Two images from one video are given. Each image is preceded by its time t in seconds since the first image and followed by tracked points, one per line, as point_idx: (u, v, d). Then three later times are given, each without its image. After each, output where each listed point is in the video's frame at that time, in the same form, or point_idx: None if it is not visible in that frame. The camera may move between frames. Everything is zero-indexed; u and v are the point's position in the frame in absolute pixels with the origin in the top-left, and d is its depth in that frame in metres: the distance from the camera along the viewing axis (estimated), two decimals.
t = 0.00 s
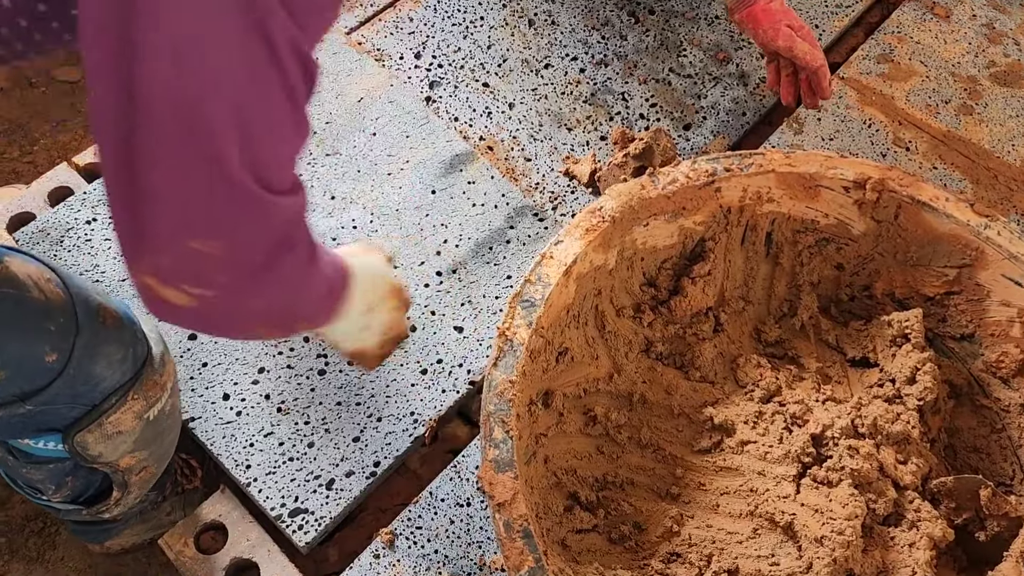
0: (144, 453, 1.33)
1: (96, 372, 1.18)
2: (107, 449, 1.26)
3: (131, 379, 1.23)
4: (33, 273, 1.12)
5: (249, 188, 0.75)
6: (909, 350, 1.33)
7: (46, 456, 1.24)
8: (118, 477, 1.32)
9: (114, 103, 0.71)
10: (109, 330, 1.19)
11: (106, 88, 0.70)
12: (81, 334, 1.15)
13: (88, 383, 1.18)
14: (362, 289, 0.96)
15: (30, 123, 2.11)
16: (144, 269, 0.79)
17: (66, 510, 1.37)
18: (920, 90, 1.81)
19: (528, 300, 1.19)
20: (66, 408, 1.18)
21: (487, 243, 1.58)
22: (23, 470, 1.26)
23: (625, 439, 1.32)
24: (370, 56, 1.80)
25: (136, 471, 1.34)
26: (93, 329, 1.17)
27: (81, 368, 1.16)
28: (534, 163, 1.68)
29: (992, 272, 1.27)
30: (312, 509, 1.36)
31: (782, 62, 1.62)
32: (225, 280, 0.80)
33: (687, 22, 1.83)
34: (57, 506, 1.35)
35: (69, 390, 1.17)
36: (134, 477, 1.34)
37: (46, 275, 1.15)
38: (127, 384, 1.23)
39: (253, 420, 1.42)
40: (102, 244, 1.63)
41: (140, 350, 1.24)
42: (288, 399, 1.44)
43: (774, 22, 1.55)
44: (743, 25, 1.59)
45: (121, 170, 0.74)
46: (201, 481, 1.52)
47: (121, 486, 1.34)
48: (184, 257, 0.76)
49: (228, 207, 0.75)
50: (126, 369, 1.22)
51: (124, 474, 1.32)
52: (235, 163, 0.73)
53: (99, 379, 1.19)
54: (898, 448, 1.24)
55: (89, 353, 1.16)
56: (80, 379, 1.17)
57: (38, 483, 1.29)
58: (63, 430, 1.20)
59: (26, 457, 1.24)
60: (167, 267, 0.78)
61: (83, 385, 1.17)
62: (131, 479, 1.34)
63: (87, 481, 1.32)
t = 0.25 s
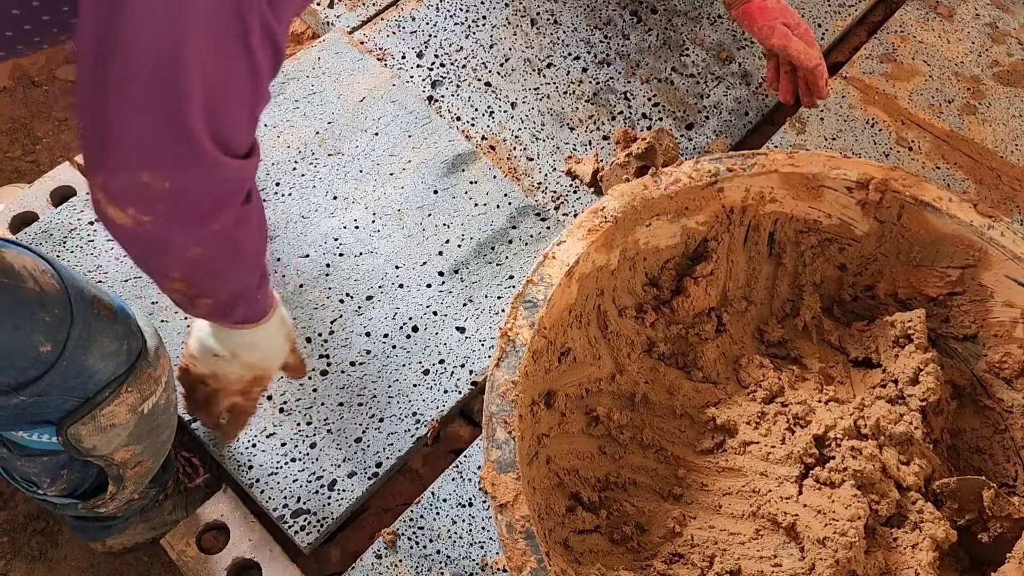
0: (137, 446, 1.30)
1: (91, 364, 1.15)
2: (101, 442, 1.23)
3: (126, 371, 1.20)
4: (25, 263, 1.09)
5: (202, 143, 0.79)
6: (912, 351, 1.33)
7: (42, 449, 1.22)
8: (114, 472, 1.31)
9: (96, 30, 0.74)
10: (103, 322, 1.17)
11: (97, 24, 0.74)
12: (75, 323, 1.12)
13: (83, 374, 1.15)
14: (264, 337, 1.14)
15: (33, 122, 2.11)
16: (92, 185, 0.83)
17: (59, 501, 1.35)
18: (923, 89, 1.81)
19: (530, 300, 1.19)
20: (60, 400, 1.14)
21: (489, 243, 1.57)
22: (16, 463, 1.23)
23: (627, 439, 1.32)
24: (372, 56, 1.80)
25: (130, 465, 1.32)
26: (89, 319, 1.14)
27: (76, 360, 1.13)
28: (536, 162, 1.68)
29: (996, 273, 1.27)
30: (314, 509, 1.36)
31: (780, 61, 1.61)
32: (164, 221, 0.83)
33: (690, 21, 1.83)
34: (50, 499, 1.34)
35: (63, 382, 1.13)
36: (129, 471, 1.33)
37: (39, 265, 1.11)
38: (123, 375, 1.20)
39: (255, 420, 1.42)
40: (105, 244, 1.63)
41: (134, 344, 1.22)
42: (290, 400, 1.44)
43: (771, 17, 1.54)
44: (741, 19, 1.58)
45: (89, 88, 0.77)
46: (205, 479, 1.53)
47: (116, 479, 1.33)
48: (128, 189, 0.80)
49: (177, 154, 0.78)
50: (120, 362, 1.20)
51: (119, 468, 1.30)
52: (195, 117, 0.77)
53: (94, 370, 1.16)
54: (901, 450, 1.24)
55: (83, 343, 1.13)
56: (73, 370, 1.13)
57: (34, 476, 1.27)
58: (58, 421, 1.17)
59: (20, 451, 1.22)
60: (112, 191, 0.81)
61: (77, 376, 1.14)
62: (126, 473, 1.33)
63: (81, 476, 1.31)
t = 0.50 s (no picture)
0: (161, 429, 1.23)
1: (114, 338, 1.09)
2: (126, 420, 1.17)
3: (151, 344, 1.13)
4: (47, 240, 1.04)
5: (221, 139, 0.90)
6: (915, 352, 1.32)
7: (65, 431, 1.18)
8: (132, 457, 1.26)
9: (137, 25, 0.81)
10: (126, 298, 1.11)
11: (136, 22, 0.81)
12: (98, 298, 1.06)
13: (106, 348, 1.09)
14: (238, 329, 1.19)
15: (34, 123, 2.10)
16: (111, 159, 0.92)
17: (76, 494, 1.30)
18: (925, 89, 1.80)
19: (532, 301, 1.19)
20: (85, 377, 1.09)
21: (490, 245, 1.57)
22: (39, 446, 1.20)
23: (629, 440, 1.32)
24: (373, 56, 1.79)
25: (151, 446, 1.24)
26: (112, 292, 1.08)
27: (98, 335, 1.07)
28: (538, 163, 1.67)
29: (998, 274, 1.27)
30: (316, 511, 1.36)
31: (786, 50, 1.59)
32: (176, 202, 0.94)
33: (692, 21, 1.83)
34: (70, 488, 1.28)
35: (86, 359, 1.08)
36: (149, 452, 1.25)
37: (61, 244, 1.06)
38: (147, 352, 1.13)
39: (257, 422, 1.42)
40: (106, 247, 1.62)
41: (158, 320, 1.15)
42: (292, 402, 1.43)
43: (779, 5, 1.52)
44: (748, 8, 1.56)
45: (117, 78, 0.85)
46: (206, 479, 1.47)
47: (136, 462, 1.25)
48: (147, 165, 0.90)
49: (199, 148, 0.90)
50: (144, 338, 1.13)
51: (141, 449, 1.23)
52: (218, 115, 0.87)
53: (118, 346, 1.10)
54: (903, 451, 1.24)
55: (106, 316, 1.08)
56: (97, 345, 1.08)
57: (54, 462, 1.22)
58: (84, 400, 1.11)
59: (44, 434, 1.18)
60: (130, 169, 0.91)
61: (100, 352, 1.08)
62: (146, 456, 1.25)
63: (99, 462, 1.26)
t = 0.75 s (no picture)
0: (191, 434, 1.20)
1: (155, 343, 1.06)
2: (157, 424, 1.15)
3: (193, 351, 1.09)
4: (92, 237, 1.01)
5: (265, 176, 0.91)
6: (916, 354, 1.32)
7: (93, 430, 1.17)
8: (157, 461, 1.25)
9: (201, 59, 0.85)
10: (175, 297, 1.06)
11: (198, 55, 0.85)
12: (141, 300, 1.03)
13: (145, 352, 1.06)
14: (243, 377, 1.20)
15: (35, 123, 2.10)
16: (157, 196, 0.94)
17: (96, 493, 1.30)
18: (927, 90, 1.80)
19: (532, 302, 1.19)
20: (121, 378, 1.08)
21: (491, 246, 1.57)
22: (68, 443, 1.19)
23: (629, 441, 1.32)
24: (374, 57, 1.79)
25: (176, 451, 1.22)
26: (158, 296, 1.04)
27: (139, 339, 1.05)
28: (538, 163, 1.67)
29: (999, 275, 1.27)
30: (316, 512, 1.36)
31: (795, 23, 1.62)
32: (218, 238, 0.95)
33: (693, 22, 1.83)
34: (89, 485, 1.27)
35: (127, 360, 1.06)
36: (173, 458, 1.23)
37: (105, 240, 1.04)
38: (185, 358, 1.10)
39: (258, 423, 1.42)
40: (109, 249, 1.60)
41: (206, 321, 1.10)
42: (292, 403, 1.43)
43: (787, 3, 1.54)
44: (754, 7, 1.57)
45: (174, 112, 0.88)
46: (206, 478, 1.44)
47: (160, 465, 1.23)
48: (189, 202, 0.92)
49: (243, 184, 0.91)
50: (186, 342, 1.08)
51: (167, 454, 1.21)
52: (266, 149, 0.89)
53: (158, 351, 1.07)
54: (904, 452, 1.23)
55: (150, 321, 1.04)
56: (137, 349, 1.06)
57: (80, 459, 1.22)
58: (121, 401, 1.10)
59: (75, 431, 1.18)
60: (176, 205, 0.93)
61: (139, 354, 1.06)
62: (171, 461, 1.23)
63: (123, 462, 1.25)
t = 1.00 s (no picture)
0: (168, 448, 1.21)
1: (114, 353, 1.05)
2: (127, 436, 1.13)
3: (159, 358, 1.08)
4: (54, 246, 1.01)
5: (220, 162, 0.83)
6: (916, 355, 1.32)
7: (68, 439, 1.17)
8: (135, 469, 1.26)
9: (130, 41, 0.76)
10: (140, 309, 1.05)
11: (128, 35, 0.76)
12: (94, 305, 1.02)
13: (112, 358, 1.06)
14: (238, 396, 1.18)
15: (37, 123, 2.09)
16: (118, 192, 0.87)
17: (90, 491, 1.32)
18: (929, 90, 1.80)
19: (532, 303, 1.19)
20: (88, 390, 1.07)
21: (493, 246, 1.56)
22: (42, 451, 1.19)
23: (630, 442, 1.32)
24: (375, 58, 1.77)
25: (152, 461, 1.21)
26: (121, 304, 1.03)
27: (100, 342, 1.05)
28: (540, 163, 1.67)
29: (1001, 277, 1.26)
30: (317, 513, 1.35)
31: None
32: (185, 231, 0.88)
33: (695, 22, 1.83)
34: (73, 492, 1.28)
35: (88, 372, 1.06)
36: (150, 467, 1.23)
37: (70, 250, 1.04)
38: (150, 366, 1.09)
39: (259, 424, 1.40)
40: (111, 249, 1.60)
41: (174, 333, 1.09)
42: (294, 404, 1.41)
43: None
44: None
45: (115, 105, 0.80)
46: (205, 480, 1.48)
47: (137, 474, 1.23)
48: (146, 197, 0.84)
49: (199, 173, 0.83)
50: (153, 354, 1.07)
51: (142, 464, 1.20)
52: (213, 135, 0.80)
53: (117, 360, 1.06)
54: (905, 454, 1.23)
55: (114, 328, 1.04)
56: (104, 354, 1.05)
57: (57, 467, 1.22)
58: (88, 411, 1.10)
59: (48, 439, 1.18)
60: (138, 201, 0.85)
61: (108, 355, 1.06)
62: (147, 469, 1.22)
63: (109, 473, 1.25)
